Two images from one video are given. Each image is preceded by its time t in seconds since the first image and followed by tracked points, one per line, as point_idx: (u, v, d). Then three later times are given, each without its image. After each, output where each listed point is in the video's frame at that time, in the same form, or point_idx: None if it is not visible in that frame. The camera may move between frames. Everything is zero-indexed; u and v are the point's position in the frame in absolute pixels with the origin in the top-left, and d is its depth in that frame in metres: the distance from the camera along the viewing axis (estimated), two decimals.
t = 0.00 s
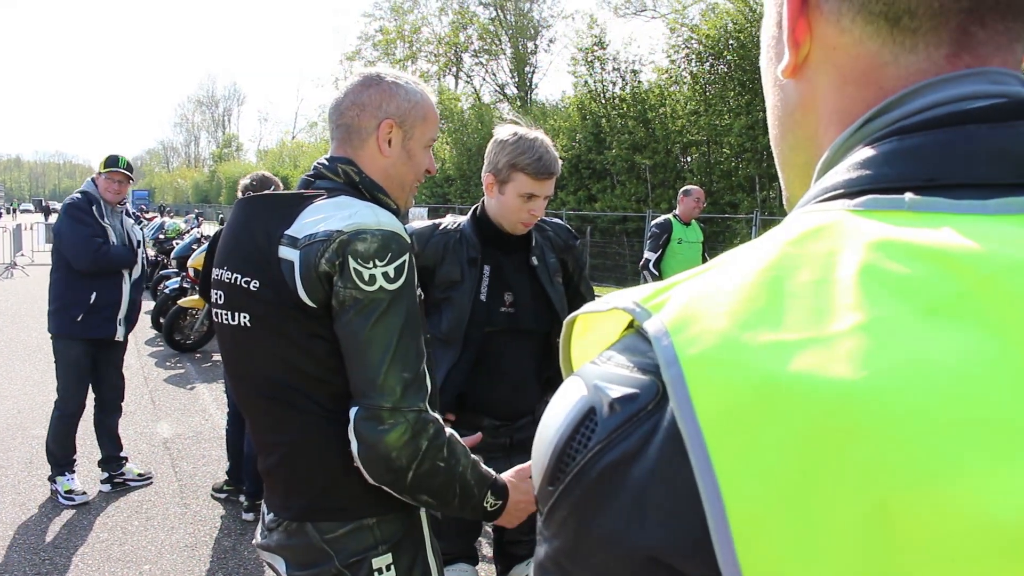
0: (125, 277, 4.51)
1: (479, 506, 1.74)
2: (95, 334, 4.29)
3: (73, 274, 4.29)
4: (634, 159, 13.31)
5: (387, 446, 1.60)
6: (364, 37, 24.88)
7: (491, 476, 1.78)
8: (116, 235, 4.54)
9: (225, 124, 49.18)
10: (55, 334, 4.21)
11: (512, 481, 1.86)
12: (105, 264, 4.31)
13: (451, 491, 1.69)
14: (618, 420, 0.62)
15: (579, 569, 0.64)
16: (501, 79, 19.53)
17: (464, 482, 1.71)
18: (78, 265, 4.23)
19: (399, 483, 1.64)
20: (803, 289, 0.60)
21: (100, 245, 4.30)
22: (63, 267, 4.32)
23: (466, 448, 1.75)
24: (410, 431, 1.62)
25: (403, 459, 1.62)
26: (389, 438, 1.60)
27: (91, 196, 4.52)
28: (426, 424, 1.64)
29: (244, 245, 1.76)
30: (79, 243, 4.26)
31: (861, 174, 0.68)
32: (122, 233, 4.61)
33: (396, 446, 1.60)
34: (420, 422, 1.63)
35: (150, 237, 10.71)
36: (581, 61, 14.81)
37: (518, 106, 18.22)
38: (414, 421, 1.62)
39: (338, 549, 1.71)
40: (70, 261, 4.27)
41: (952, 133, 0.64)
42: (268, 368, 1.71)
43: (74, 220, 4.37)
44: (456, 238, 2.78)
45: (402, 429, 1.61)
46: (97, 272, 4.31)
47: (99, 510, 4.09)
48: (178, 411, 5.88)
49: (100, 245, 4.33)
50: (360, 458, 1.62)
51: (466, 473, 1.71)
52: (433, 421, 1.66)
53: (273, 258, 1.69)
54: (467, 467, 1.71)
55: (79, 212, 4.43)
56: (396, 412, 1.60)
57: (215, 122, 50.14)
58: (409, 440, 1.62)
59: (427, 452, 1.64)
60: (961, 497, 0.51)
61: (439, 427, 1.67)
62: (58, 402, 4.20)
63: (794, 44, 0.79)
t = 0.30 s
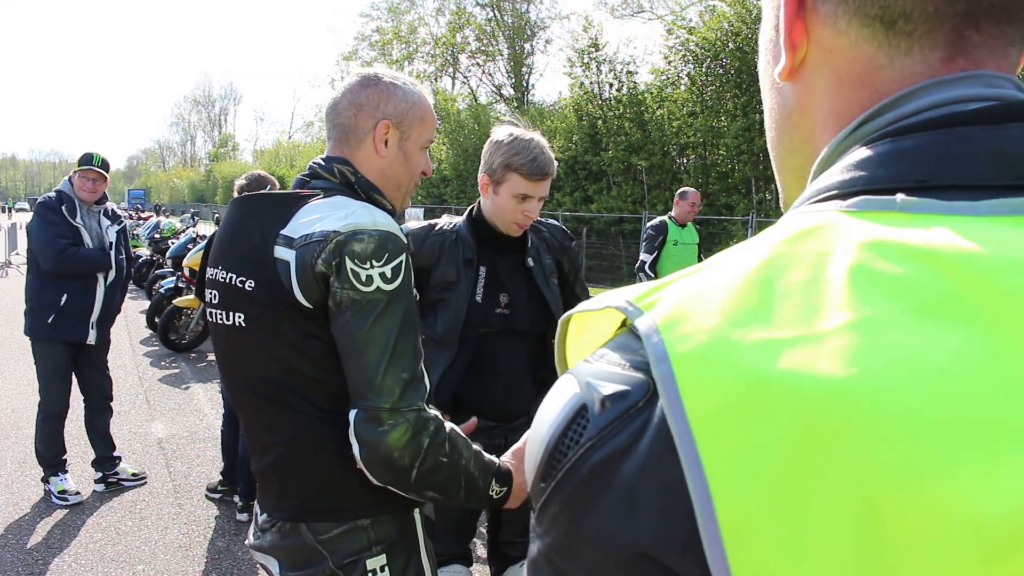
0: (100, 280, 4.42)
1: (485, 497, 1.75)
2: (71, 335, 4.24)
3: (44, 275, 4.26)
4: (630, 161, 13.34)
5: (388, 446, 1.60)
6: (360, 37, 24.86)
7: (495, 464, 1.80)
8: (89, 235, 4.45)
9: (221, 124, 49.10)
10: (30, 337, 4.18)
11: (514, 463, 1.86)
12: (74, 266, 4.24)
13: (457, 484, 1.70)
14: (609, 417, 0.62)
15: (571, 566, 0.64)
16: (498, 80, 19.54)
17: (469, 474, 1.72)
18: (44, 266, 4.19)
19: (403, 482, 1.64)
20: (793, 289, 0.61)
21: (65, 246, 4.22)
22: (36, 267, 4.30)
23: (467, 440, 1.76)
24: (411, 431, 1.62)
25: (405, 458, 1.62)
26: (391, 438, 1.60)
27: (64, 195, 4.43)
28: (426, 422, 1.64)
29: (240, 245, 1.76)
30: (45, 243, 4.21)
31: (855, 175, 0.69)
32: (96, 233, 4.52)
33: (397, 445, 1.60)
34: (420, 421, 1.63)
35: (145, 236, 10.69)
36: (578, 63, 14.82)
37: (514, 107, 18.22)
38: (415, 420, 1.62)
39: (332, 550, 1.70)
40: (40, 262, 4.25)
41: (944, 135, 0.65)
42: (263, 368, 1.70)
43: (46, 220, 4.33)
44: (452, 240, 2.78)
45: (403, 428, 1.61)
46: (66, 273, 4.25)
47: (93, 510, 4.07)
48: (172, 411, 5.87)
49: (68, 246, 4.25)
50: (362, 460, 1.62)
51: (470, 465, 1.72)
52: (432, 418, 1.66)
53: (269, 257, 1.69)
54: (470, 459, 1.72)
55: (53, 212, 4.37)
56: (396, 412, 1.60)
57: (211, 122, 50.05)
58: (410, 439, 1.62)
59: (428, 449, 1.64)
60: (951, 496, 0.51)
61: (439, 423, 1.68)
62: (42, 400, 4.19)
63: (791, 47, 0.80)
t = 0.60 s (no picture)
0: (82, 278, 4.37)
1: (495, 487, 1.77)
2: (49, 334, 4.20)
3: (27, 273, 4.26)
4: (630, 160, 13.34)
5: (393, 443, 1.59)
6: (360, 34, 24.84)
7: (504, 455, 1.81)
8: (70, 231, 4.40)
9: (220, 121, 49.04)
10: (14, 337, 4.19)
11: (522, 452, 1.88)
12: (51, 262, 4.21)
13: (465, 476, 1.72)
14: (610, 413, 0.62)
15: (570, 564, 0.64)
16: (497, 78, 19.52)
17: (477, 466, 1.73)
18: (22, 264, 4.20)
19: (410, 478, 1.64)
20: (794, 286, 0.60)
21: (41, 243, 4.20)
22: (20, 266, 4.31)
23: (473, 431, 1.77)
24: (415, 427, 1.62)
25: (411, 455, 1.62)
26: (395, 436, 1.59)
27: (45, 191, 4.39)
28: (431, 418, 1.64)
29: (236, 242, 1.75)
30: (23, 242, 4.22)
31: (856, 173, 0.68)
32: (78, 229, 4.45)
33: (402, 442, 1.60)
34: (424, 417, 1.63)
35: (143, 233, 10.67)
36: (577, 62, 14.80)
37: (513, 105, 18.20)
38: (418, 417, 1.62)
39: (328, 548, 1.70)
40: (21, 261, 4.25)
41: (946, 133, 0.65)
42: (259, 365, 1.70)
43: (28, 217, 4.32)
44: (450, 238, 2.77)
45: (406, 426, 1.61)
46: (45, 271, 4.23)
47: (90, 507, 4.07)
48: (169, 408, 5.86)
49: (44, 242, 4.23)
50: (368, 459, 1.62)
51: (477, 456, 1.73)
52: (436, 413, 1.66)
53: (266, 254, 1.68)
54: (477, 451, 1.73)
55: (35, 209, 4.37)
56: (398, 409, 1.60)
57: (210, 119, 50.00)
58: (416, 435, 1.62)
59: (434, 444, 1.65)
60: (953, 495, 0.51)
61: (443, 417, 1.68)
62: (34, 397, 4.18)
63: (793, 45, 0.79)
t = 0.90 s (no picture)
0: (88, 274, 4.38)
1: (489, 502, 1.74)
2: (58, 330, 4.22)
3: (33, 269, 4.27)
4: (635, 159, 13.30)
5: (392, 442, 1.59)
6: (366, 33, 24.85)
7: (504, 472, 1.77)
8: (77, 228, 4.41)
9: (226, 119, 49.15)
10: (23, 333, 4.21)
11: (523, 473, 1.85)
12: (59, 259, 4.22)
13: (460, 485, 1.69)
14: (620, 413, 0.61)
15: (579, 565, 0.63)
16: (503, 76, 19.50)
17: (474, 477, 1.71)
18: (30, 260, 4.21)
19: (405, 479, 1.64)
20: (806, 284, 0.60)
21: (49, 239, 4.21)
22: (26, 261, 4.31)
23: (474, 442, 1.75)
24: (415, 427, 1.62)
25: (408, 455, 1.62)
26: (394, 434, 1.59)
27: (51, 188, 4.40)
28: (431, 419, 1.64)
29: (242, 241, 1.76)
30: (30, 237, 4.22)
31: (868, 171, 0.68)
32: (84, 225, 4.47)
33: (400, 441, 1.60)
34: (424, 417, 1.63)
35: (150, 231, 10.71)
36: (582, 60, 14.77)
37: (519, 104, 18.18)
38: (418, 416, 1.62)
39: (336, 546, 1.70)
40: (28, 257, 4.26)
41: (959, 131, 0.64)
42: (266, 364, 1.70)
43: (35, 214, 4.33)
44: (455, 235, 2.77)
45: (406, 425, 1.61)
46: (52, 267, 4.24)
47: (97, 504, 4.09)
48: (176, 406, 5.88)
49: (53, 238, 4.25)
50: (365, 455, 1.62)
51: (475, 468, 1.71)
52: (436, 415, 1.65)
53: (272, 252, 1.68)
54: (476, 462, 1.71)
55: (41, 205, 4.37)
56: (400, 407, 1.60)
57: (216, 117, 50.12)
58: (416, 435, 1.62)
59: (432, 446, 1.64)
60: (963, 494, 0.50)
61: (444, 421, 1.67)
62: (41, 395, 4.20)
63: (801, 42, 0.79)
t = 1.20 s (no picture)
0: (93, 268, 4.37)
1: (496, 493, 1.73)
2: (62, 323, 4.21)
3: (38, 261, 4.26)
4: (637, 156, 13.27)
5: (391, 439, 1.59)
6: (368, 29, 24.81)
7: (510, 462, 1.77)
8: (82, 221, 4.41)
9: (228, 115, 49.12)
10: (27, 324, 4.19)
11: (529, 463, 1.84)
12: (63, 251, 4.21)
13: (464, 479, 1.68)
14: (622, 407, 0.60)
15: (581, 563, 0.62)
16: (506, 73, 19.46)
17: (477, 470, 1.70)
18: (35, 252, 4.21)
19: (406, 476, 1.63)
20: (813, 277, 0.59)
21: (54, 231, 4.21)
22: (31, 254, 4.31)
23: (476, 434, 1.74)
24: (413, 423, 1.61)
25: (408, 452, 1.61)
26: (393, 432, 1.59)
27: (56, 181, 4.41)
28: (430, 417, 1.63)
29: (240, 234, 1.75)
30: (35, 229, 4.22)
31: (876, 163, 0.67)
32: (89, 219, 4.46)
33: (400, 438, 1.59)
34: (422, 415, 1.62)
35: (152, 225, 10.71)
36: (585, 57, 14.74)
37: (521, 100, 18.15)
38: (417, 413, 1.61)
39: (332, 543, 1.69)
40: (33, 249, 4.26)
41: (968, 123, 0.63)
42: (264, 359, 1.69)
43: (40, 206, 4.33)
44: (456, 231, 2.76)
45: (405, 422, 1.60)
46: (56, 260, 4.23)
47: (97, 497, 4.08)
48: (176, 400, 5.87)
49: (58, 231, 4.24)
50: (365, 453, 1.61)
51: (478, 461, 1.70)
52: (435, 411, 1.64)
53: (270, 247, 1.67)
54: (478, 454, 1.70)
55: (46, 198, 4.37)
56: (397, 404, 1.59)
57: (218, 112, 50.09)
58: (415, 432, 1.61)
59: (432, 443, 1.63)
60: (970, 490, 0.49)
61: (443, 416, 1.66)
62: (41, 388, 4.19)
63: (808, 34, 0.77)
